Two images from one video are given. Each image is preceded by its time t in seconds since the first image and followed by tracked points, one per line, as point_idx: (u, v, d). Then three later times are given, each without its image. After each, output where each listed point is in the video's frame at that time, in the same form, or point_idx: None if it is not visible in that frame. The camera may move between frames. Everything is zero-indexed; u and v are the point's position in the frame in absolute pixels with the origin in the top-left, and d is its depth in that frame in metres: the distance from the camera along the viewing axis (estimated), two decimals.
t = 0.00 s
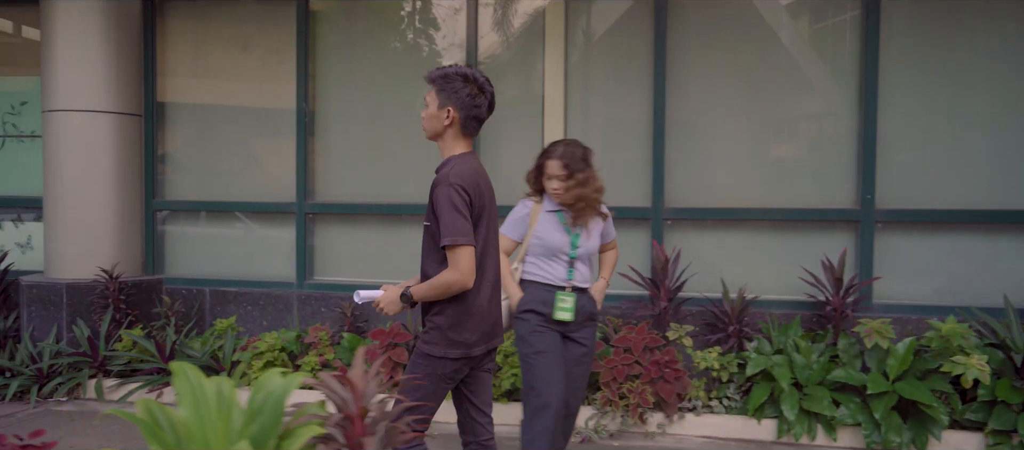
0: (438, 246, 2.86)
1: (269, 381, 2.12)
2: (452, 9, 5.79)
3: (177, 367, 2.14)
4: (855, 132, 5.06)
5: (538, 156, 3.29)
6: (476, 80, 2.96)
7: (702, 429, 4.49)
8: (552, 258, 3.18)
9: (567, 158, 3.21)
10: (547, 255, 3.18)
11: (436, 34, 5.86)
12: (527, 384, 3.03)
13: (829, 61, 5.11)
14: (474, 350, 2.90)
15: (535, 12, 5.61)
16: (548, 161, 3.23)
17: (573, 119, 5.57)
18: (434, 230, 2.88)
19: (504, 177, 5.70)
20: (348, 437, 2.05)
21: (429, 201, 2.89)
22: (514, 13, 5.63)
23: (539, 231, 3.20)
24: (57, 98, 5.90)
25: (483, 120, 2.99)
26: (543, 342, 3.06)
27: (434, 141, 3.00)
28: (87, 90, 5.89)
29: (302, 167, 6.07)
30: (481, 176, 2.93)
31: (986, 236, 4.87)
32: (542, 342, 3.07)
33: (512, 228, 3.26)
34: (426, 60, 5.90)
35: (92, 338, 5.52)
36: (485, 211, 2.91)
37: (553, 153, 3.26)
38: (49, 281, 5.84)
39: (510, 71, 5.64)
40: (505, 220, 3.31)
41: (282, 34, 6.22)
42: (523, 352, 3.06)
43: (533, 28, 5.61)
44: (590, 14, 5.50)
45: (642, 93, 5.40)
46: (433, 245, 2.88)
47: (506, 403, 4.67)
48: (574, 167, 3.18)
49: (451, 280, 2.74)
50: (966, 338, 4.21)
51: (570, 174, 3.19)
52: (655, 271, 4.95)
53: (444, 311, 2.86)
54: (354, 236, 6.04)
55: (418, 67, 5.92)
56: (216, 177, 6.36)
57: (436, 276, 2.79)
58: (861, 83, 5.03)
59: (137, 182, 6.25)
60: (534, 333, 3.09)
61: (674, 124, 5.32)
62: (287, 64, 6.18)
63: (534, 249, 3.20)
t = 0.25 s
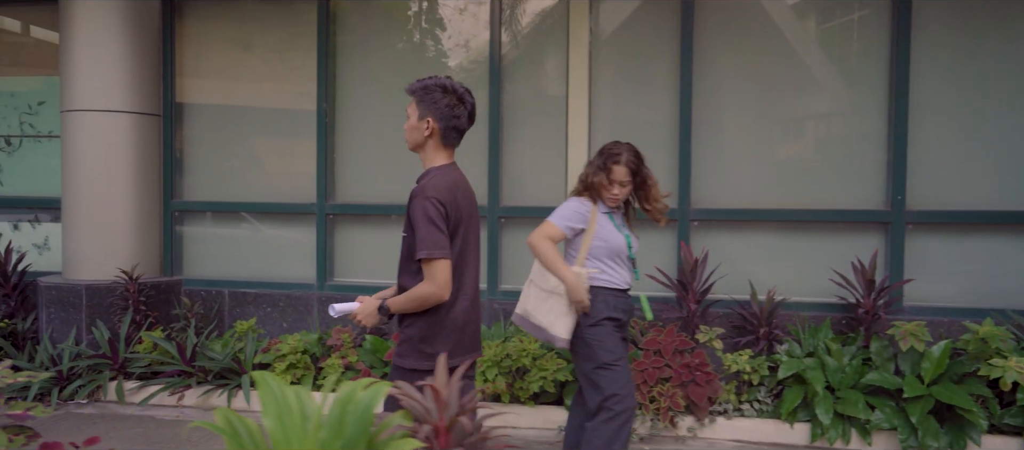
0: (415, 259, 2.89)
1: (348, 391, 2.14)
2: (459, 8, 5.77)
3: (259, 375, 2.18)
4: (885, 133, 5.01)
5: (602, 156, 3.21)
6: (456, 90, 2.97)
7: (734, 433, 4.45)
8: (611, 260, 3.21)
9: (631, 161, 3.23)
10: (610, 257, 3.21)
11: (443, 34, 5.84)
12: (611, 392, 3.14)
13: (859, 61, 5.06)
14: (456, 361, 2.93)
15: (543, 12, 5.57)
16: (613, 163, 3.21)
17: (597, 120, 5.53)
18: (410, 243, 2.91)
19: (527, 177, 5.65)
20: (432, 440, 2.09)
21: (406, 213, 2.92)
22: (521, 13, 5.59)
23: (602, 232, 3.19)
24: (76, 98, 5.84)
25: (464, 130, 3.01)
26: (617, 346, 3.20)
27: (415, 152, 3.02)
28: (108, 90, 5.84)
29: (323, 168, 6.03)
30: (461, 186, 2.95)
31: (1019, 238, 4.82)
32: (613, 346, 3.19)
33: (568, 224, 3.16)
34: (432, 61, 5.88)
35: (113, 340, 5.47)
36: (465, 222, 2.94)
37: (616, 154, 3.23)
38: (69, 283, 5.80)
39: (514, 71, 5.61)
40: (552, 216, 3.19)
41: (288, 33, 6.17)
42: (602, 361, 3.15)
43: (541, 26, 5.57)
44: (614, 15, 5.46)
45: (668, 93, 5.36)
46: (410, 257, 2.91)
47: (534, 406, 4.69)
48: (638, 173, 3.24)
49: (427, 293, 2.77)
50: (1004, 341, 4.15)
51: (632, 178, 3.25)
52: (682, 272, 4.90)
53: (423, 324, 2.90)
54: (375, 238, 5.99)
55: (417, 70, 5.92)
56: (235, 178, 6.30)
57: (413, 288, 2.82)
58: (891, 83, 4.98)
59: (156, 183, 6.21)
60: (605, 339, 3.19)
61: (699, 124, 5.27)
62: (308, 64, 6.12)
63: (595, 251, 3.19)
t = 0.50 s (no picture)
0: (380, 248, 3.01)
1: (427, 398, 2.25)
2: (464, 8, 5.75)
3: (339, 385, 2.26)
4: (910, 134, 4.98)
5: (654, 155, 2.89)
6: (434, 84, 3.05)
7: (761, 436, 4.41)
8: (661, 267, 2.99)
9: (684, 164, 2.94)
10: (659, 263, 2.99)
11: (448, 34, 5.81)
12: (658, 398, 3.19)
13: (886, 61, 5.03)
14: (420, 354, 3.02)
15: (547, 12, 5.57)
16: (665, 164, 2.92)
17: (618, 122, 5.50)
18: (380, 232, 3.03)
19: (546, 178, 5.62)
20: None
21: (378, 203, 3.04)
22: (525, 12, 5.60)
23: (654, 238, 2.93)
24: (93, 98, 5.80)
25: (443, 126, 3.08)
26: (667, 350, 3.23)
27: (395, 145, 3.11)
28: (126, 90, 5.81)
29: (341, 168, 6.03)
30: (433, 179, 3.03)
31: None
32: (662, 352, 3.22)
33: (625, 226, 2.88)
34: (436, 61, 5.85)
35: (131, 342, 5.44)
36: (433, 216, 3.00)
37: (668, 155, 2.93)
38: (86, 285, 5.77)
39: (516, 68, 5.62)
40: (609, 214, 2.88)
41: (294, 35, 6.17)
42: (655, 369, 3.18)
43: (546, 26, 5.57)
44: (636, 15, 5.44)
45: (690, 93, 5.35)
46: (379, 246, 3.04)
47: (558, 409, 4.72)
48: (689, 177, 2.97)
49: (372, 281, 2.87)
50: None
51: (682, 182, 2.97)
52: (706, 273, 4.86)
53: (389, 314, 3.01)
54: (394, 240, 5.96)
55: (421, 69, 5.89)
56: (253, 179, 6.28)
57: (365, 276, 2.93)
58: (918, 84, 4.95)
59: (173, 184, 6.18)
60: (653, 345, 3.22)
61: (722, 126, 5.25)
62: (326, 64, 6.09)
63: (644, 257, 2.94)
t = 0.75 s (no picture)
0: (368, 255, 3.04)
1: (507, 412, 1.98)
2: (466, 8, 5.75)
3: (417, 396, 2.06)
4: (937, 135, 4.94)
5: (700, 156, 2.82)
6: (423, 95, 3.11)
7: (790, 441, 4.34)
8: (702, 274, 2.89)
9: (731, 165, 2.84)
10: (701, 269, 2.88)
11: (453, 35, 5.80)
12: (692, 410, 2.90)
13: (913, 61, 4.99)
14: (405, 361, 3.06)
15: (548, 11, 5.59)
16: (711, 165, 2.82)
17: (639, 123, 5.45)
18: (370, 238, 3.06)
19: (566, 180, 5.58)
20: None
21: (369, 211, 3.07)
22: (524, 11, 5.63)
23: (700, 239, 2.85)
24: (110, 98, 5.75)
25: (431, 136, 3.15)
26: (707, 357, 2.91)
27: (384, 153, 3.16)
28: (143, 90, 5.75)
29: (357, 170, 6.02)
30: (421, 189, 3.06)
31: None
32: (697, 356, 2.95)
33: (665, 224, 2.80)
34: (442, 61, 5.82)
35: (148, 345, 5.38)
36: (421, 226, 3.04)
37: (714, 155, 2.84)
38: (101, 287, 5.72)
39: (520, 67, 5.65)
40: (646, 209, 2.83)
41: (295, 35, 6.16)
42: (688, 376, 2.90)
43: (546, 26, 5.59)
44: (658, 14, 5.40)
45: (712, 94, 5.31)
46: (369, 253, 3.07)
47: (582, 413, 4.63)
48: (738, 179, 2.86)
49: (350, 288, 2.91)
50: None
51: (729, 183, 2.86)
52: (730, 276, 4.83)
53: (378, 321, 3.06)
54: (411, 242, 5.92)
55: (425, 69, 5.86)
56: (268, 180, 6.23)
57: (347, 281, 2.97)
58: (946, 84, 4.91)
59: (188, 185, 6.12)
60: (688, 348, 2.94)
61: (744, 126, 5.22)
62: (344, 65, 6.05)
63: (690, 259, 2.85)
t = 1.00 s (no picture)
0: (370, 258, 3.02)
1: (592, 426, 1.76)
2: (472, 8, 5.77)
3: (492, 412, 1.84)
4: (963, 138, 4.95)
5: (743, 157, 2.77)
6: (420, 100, 3.11)
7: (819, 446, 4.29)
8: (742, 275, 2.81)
9: (777, 165, 2.78)
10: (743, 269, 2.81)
11: (458, 35, 5.81)
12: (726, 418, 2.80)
13: (939, 63, 4.99)
14: (400, 360, 3.06)
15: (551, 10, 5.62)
16: (755, 166, 2.76)
17: (661, 124, 5.45)
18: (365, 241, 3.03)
19: (587, 182, 5.58)
20: None
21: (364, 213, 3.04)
22: (529, 10, 5.65)
23: (739, 239, 2.81)
24: (125, 98, 5.69)
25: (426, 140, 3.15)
26: (740, 363, 2.80)
27: (376, 155, 3.15)
28: (157, 90, 5.70)
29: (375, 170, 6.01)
30: (418, 191, 3.09)
31: None
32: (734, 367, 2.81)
33: (695, 227, 2.80)
34: (447, 62, 5.84)
35: (163, 348, 5.32)
36: (420, 228, 3.07)
37: (759, 155, 2.79)
38: (116, 290, 5.67)
39: (526, 67, 5.67)
40: (675, 216, 2.84)
41: (298, 36, 6.13)
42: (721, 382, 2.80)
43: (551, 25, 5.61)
44: (680, 15, 5.41)
45: (735, 95, 5.33)
46: (365, 256, 3.04)
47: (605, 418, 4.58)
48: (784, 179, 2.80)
49: (378, 292, 2.90)
50: None
51: (774, 184, 2.81)
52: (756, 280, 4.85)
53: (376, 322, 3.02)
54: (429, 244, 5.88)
55: (431, 70, 5.87)
56: (283, 181, 6.18)
57: (364, 286, 2.95)
58: (972, 86, 4.91)
59: (203, 187, 6.07)
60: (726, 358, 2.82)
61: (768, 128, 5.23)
62: (359, 64, 6.01)
63: (730, 261, 2.81)
